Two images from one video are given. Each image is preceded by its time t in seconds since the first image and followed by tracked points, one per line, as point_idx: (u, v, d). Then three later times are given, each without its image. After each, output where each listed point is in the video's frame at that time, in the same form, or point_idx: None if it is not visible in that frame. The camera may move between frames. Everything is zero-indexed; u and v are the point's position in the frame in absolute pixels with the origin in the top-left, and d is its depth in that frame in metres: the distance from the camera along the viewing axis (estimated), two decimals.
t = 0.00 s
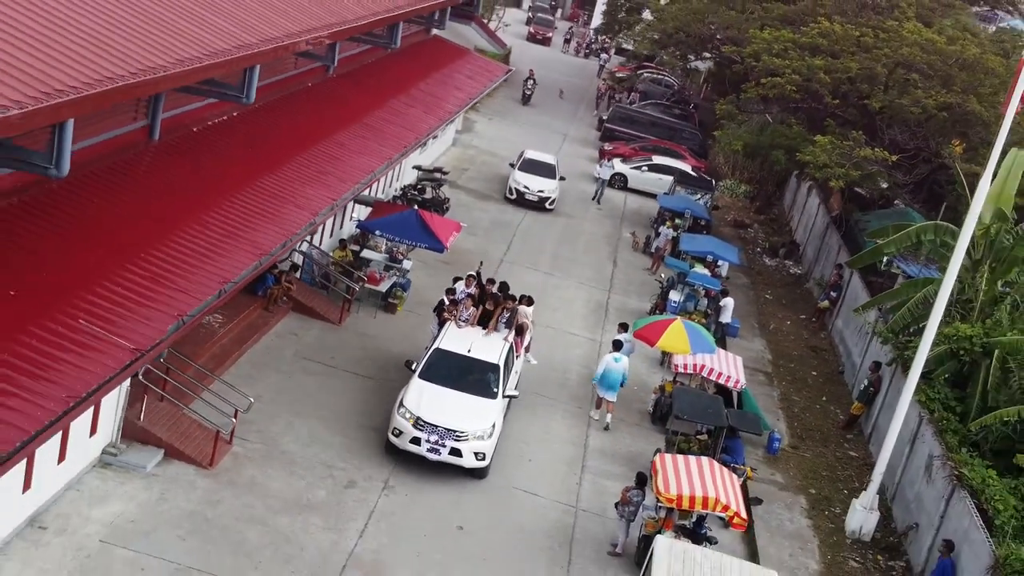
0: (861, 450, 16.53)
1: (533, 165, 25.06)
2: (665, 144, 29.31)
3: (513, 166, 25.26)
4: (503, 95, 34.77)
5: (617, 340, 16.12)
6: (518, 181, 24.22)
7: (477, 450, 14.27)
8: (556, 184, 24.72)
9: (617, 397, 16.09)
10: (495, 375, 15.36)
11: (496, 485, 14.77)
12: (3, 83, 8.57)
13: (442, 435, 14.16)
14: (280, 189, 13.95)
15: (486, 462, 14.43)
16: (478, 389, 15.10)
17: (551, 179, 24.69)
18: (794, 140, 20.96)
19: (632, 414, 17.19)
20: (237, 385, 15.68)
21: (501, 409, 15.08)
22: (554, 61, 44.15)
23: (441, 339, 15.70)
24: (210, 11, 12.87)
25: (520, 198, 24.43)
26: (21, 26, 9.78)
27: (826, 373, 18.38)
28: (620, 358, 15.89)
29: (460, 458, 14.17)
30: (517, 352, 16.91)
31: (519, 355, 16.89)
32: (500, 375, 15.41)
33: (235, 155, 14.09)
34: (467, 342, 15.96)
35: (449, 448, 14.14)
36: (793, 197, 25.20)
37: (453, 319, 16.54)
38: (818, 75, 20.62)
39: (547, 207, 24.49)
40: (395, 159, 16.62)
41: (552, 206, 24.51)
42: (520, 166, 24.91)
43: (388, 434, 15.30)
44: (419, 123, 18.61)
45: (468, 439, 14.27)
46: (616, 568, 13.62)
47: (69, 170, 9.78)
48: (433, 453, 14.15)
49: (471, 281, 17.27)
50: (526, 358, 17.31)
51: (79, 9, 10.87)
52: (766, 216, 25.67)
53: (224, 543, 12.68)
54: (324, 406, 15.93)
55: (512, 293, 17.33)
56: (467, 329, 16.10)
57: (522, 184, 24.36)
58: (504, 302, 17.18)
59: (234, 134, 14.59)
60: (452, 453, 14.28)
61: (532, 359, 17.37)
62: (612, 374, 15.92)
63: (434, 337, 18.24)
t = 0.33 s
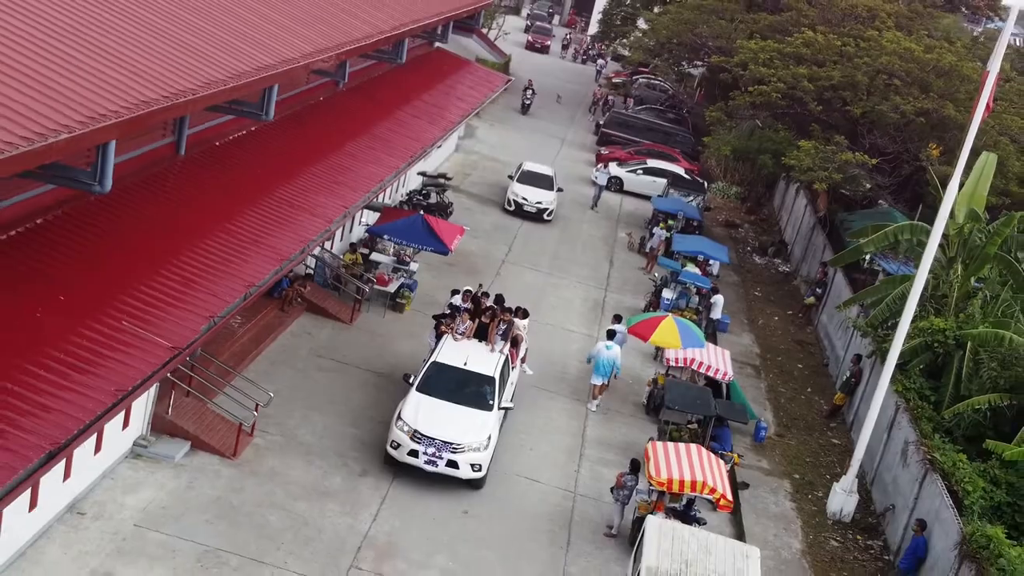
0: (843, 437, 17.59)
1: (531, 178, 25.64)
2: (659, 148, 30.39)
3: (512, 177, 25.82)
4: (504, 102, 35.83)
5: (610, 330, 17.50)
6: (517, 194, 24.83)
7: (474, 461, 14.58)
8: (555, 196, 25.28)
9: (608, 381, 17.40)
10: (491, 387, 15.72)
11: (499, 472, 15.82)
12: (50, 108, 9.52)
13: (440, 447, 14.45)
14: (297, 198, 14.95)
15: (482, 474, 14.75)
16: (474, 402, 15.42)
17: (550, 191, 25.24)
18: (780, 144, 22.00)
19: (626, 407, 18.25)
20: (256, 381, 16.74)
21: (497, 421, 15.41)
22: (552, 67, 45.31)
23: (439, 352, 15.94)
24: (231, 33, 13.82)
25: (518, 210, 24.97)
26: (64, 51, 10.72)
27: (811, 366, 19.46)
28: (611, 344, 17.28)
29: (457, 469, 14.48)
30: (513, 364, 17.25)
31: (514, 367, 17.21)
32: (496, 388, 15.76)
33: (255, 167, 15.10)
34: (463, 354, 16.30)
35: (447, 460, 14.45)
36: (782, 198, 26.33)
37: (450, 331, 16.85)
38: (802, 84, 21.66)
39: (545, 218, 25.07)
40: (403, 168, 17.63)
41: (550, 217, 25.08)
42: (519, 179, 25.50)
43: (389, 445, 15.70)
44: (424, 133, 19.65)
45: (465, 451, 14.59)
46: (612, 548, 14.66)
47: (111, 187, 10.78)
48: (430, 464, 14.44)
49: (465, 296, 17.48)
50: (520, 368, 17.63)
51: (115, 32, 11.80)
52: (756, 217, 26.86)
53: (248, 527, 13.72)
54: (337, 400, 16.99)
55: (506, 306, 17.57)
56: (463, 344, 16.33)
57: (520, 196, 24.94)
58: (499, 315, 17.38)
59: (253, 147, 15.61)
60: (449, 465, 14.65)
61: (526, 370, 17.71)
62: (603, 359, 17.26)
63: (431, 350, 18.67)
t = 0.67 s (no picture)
0: (826, 426, 18.71)
1: (529, 190, 26.21)
2: (653, 152, 31.52)
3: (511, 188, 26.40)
4: (503, 108, 37.00)
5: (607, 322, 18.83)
6: (514, 205, 25.35)
7: (471, 472, 15.11)
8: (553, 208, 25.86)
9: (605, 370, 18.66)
10: (488, 399, 16.31)
11: (502, 461, 16.91)
12: (97, 129, 10.49)
13: (438, 458, 14.97)
14: (311, 207, 16.01)
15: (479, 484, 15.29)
16: (471, 414, 16.00)
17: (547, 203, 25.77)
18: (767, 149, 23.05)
19: (622, 400, 19.34)
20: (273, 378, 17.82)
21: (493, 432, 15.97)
22: (548, 74, 46.57)
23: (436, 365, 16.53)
24: (253, 55, 14.80)
25: (516, 222, 25.53)
26: (106, 77, 11.60)
27: (796, 359, 20.61)
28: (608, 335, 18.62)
29: (455, 480, 15.01)
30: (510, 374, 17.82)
31: (510, 378, 17.83)
32: (492, 399, 16.35)
33: (272, 179, 16.16)
34: (460, 367, 16.86)
35: (445, 471, 14.96)
36: (771, 200, 27.57)
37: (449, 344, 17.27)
38: (786, 92, 22.66)
39: (543, 229, 25.62)
40: (409, 177, 18.70)
41: (547, 228, 25.63)
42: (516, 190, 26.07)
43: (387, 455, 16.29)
44: (428, 143, 20.73)
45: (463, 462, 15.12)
46: (607, 530, 15.75)
47: (147, 202, 11.81)
48: (429, 475, 14.94)
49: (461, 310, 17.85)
50: (516, 379, 18.22)
51: (149, 58, 12.70)
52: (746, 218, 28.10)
53: (270, 513, 14.80)
54: (350, 395, 18.09)
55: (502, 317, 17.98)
56: (460, 356, 16.91)
57: (518, 208, 25.48)
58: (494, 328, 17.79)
59: (270, 160, 16.67)
60: (447, 475, 15.23)
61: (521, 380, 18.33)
62: (600, 349, 18.55)
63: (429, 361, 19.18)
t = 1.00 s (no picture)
0: (811, 415, 19.88)
1: (527, 202, 26.82)
2: (648, 155, 32.70)
3: (509, 201, 27.00)
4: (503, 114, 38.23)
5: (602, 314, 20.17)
6: (512, 217, 25.94)
7: (469, 481, 15.65)
8: (550, 219, 26.47)
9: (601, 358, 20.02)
10: (485, 409, 16.81)
11: (506, 450, 18.04)
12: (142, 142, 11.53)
13: (436, 468, 15.50)
14: (325, 216, 17.12)
15: (477, 491, 15.82)
16: (469, 423, 16.52)
17: (543, 214, 26.36)
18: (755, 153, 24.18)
19: (618, 392, 20.50)
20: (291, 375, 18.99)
21: (490, 441, 16.48)
22: (546, 80, 47.89)
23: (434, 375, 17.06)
24: (269, 75, 15.88)
25: (514, 233, 26.11)
26: (140, 99, 12.54)
27: (785, 353, 21.81)
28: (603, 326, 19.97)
29: (453, 488, 15.54)
30: (507, 383, 18.36)
31: (506, 387, 18.36)
32: (489, 409, 16.84)
33: (288, 190, 17.27)
34: (458, 377, 17.42)
35: (443, 480, 15.50)
36: (761, 201, 28.89)
37: (447, 355, 17.79)
38: (772, 99, 23.80)
39: (541, 240, 26.19)
40: (415, 184, 19.82)
41: (545, 240, 26.20)
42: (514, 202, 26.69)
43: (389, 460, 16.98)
44: (432, 151, 21.85)
45: (461, 471, 15.65)
46: (604, 514, 16.89)
47: (180, 214, 12.91)
48: (428, 484, 15.47)
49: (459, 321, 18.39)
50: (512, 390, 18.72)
51: (176, 80, 13.71)
52: (738, 219, 29.40)
53: (290, 500, 15.93)
54: (362, 390, 19.25)
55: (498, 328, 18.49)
56: (458, 368, 17.43)
57: (516, 220, 26.07)
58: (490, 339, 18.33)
59: (285, 172, 17.78)
60: (446, 483, 15.74)
61: (519, 390, 18.88)
62: (596, 338, 19.90)
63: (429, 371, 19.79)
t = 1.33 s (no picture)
0: (795, 407, 21.07)
1: (526, 214, 27.51)
2: (642, 159, 33.91)
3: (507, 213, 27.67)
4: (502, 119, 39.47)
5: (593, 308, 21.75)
6: (510, 229, 26.60)
7: (466, 488, 16.45)
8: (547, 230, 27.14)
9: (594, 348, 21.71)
10: (482, 417, 17.56)
11: (507, 441, 19.21)
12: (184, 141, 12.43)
13: (435, 476, 16.30)
14: (335, 226, 18.19)
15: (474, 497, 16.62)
16: (466, 432, 17.29)
17: (541, 225, 27.01)
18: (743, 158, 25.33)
19: (614, 387, 21.67)
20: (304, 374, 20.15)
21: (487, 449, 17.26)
22: (544, 85, 49.25)
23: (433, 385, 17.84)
24: (284, 92, 16.24)
25: (512, 245, 26.75)
26: (175, 107, 13.22)
27: (772, 349, 23.02)
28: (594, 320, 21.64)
29: (451, 495, 16.34)
30: (503, 392, 19.09)
31: (504, 395, 19.15)
32: (486, 418, 17.59)
33: (300, 202, 18.33)
34: (457, 386, 18.19)
35: (441, 487, 16.30)
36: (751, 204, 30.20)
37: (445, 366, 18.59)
38: (759, 107, 24.99)
39: (538, 251, 26.79)
40: (420, 193, 20.91)
41: (543, 251, 26.82)
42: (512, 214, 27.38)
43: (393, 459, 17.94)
44: (435, 161, 22.97)
45: (458, 479, 16.45)
46: (599, 500, 18.05)
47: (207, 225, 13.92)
48: (426, 491, 16.29)
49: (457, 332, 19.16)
50: (509, 399, 19.54)
51: (199, 97, 13.97)
52: (729, 221, 30.68)
53: (307, 489, 17.09)
54: (372, 386, 20.43)
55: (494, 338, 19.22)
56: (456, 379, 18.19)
57: (514, 232, 26.70)
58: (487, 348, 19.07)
59: (296, 185, 18.85)
60: (444, 490, 16.52)
61: (516, 398, 19.76)
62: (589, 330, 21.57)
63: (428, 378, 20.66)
